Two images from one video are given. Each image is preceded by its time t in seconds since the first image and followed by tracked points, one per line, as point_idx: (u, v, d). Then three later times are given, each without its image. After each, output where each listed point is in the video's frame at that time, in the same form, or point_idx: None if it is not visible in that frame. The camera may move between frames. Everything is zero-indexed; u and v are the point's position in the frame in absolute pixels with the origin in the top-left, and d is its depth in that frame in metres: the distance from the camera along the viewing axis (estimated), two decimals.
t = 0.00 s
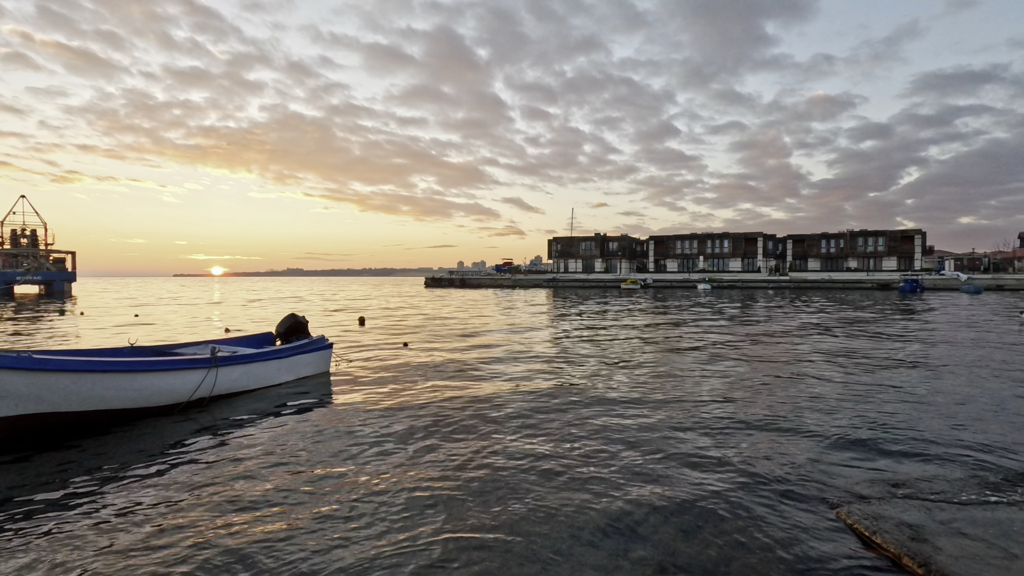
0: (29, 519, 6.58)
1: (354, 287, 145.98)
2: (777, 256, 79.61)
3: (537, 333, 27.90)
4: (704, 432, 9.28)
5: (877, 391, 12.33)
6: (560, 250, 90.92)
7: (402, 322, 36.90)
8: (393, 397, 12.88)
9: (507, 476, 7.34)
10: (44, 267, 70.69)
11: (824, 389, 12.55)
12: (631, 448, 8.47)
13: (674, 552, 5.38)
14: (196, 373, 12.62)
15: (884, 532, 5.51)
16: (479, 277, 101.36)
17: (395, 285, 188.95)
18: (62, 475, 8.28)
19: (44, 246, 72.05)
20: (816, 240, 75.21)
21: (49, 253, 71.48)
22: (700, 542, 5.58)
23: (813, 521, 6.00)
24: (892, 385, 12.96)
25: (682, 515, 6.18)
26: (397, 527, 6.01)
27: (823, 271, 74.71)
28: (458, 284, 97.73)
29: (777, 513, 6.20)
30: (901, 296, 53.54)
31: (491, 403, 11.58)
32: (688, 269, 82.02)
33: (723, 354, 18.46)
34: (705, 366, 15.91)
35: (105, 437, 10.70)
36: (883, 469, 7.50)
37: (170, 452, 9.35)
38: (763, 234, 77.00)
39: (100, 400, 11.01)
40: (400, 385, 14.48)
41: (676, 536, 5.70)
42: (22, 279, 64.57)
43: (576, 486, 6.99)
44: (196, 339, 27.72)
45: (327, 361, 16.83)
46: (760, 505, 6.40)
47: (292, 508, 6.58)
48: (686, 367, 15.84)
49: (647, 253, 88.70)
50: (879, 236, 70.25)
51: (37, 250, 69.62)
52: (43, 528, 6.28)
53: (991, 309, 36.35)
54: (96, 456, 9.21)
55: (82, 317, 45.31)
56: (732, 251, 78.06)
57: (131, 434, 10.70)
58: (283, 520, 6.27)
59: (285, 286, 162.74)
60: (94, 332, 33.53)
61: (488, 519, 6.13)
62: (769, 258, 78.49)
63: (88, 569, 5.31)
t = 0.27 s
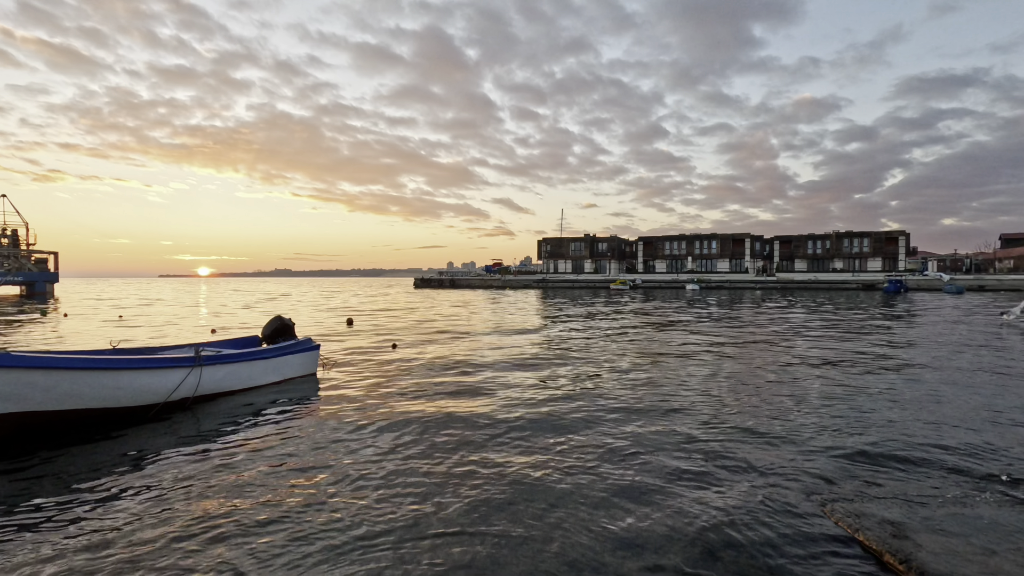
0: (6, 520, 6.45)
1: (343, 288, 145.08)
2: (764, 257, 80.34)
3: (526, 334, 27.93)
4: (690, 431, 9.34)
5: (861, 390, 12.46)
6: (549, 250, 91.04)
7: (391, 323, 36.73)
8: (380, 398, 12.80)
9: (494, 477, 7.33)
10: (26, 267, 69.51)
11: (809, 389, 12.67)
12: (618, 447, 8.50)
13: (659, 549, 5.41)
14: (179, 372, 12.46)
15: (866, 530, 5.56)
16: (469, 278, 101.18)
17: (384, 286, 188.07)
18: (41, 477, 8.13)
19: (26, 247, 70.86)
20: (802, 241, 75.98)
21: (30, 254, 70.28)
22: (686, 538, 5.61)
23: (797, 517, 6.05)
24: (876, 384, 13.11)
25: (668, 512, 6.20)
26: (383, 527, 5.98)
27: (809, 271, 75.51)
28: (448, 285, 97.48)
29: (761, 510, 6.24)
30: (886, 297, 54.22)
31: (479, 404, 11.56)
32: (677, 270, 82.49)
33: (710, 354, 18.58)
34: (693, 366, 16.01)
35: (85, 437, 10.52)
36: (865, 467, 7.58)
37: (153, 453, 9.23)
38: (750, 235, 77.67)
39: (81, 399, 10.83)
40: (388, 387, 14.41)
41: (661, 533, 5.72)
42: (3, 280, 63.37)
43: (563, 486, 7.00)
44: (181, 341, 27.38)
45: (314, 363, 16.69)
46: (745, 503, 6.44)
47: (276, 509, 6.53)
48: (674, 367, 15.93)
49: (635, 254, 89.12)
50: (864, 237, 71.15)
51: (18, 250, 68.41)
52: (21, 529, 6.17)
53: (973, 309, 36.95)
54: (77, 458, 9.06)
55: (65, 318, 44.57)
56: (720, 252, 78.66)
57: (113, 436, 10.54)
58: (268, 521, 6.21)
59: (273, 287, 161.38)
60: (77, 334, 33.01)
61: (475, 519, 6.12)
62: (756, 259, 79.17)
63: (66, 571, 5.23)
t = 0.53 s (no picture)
0: None
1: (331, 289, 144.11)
2: (751, 257, 81.04)
3: (516, 334, 27.92)
4: (678, 430, 9.38)
5: (846, 389, 12.60)
6: (539, 251, 91.15)
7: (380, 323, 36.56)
8: (369, 399, 12.71)
9: (483, 477, 7.31)
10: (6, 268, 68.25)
11: (796, 388, 12.78)
12: (607, 447, 8.51)
13: (647, 547, 5.42)
14: (164, 373, 12.28)
15: (850, 527, 5.62)
16: (458, 279, 100.99)
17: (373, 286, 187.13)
18: (21, 480, 7.98)
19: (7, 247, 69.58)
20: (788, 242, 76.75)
21: (11, 254, 69.02)
22: (672, 536, 5.62)
23: (782, 514, 6.10)
24: (861, 383, 13.26)
25: (656, 510, 6.22)
26: (371, 527, 5.93)
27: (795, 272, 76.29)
28: (437, 286, 97.22)
29: (748, 508, 6.28)
30: (870, 297, 54.95)
31: (468, 404, 11.52)
32: (665, 271, 82.95)
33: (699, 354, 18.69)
34: (681, 366, 16.10)
35: (68, 439, 10.35)
36: (849, 465, 7.67)
37: (137, 455, 9.09)
38: (738, 236, 78.33)
39: (63, 401, 10.64)
40: (376, 387, 14.32)
41: (649, 531, 5.74)
42: None
43: (551, 485, 6.99)
44: (166, 343, 27.02)
45: (302, 364, 16.54)
46: (732, 500, 6.48)
47: (263, 509, 6.45)
48: (662, 367, 16.01)
49: (624, 255, 89.48)
50: (849, 238, 72.05)
51: None
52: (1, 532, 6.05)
53: (955, 309, 37.53)
54: (59, 459, 8.90)
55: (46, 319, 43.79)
56: (708, 252, 79.22)
57: (96, 438, 10.37)
58: (254, 521, 6.14)
59: (260, 288, 159.92)
60: (59, 335, 32.46)
61: (463, 518, 6.10)
62: (744, 259, 79.84)
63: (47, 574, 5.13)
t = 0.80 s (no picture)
0: None
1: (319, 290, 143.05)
2: (738, 258, 81.72)
3: (505, 335, 27.86)
4: (665, 429, 9.39)
5: (831, 389, 12.70)
6: (528, 251, 91.22)
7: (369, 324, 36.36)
8: (354, 400, 12.58)
9: (468, 475, 7.25)
10: None
11: (782, 388, 12.85)
12: (593, 446, 8.48)
13: (631, 545, 5.39)
14: (149, 377, 12.07)
15: (832, 524, 5.63)
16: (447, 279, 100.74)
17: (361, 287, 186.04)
18: None
19: None
20: (774, 243, 77.58)
21: None
22: (657, 535, 5.60)
23: (766, 512, 6.10)
24: (846, 383, 13.36)
25: (641, 509, 6.20)
26: (354, 526, 5.85)
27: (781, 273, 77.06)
28: (426, 287, 96.89)
29: (733, 506, 6.28)
30: (854, 297, 55.72)
31: (455, 404, 11.45)
32: (653, 271, 83.39)
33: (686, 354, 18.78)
34: (668, 366, 16.15)
35: (47, 442, 10.14)
36: (832, 463, 7.72)
37: (117, 455, 8.92)
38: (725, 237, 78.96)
39: (43, 404, 10.43)
40: (363, 388, 14.19)
41: (633, 529, 5.71)
42: None
43: (536, 484, 6.95)
44: (149, 343, 26.61)
45: (289, 365, 16.36)
46: (717, 499, 6.48)
47: (244, 508, 6.35)
48: (650, 367, 16.05)
49: (613, 255, 89.82)
50: (834, 239, 72.96)
51: None
52: None
53: (937, 309, 38.09)
54: (36, 459, 8.72)
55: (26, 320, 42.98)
56: (695, 253, 79.79)
57: (75, 440, 10.17)
58: (234, 521, 6.03)
59: (246, 288, 158.30)
60: (40, 336, 31.86)
61: (448, 516, 6.04)
62: (731, 260, 80.50)
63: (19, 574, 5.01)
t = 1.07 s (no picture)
0: None
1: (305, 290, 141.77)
2: (724, 259, 82.42)
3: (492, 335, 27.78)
4: (651, 428, 9.39)
5: (815, 388, 12.80)
6: (516, 252, 91.24)
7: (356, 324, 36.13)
8: (339, 401, 12.42)
9: (454, 473, 7.18)
10: None
11: (767, 387, 12.93)
12: (580, 443, 8.47)
13: (615, 543, 5.36)
14: (131, 382, 11.81)
15: (814, 521, 5.65)
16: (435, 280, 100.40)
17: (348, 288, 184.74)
18: None
19: None
20: (760, 244, 78.37)
21: None
22: (641, 532, 5.57)
23: (749, 510, 6.11)
24: (830, 382, 13.47)
25: (625, 506, 6.17)
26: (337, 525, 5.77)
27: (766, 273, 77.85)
28: (414, 287, 96.50)
29: (716, 503, 6.28)
30: (837, 297, 56.45)
31: (442, 403, 11.37)
32: (640, 272, 83.82)
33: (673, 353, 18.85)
34: (656, 365, 16.19)
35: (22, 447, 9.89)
36: (815, 461, 7.76)
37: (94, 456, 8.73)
38: (711, 238, 79.61)
39: (20, 409, 10.18)
40: (348, 389, 14.05)
41: (618, 527, 5.68)
42: None
43: (522, 481, 6.90)
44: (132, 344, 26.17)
45: (274, 367, 16.15)
46: (701, 496, 6.47)
47: (224, 509, 6.24)
48: (637, 366, 16.09)
49: (600, 256, 90.16)
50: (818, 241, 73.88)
51: None
52: None
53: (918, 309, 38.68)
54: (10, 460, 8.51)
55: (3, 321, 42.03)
56: (682, 254, 80.34)
57: (52, 444, 9.94)
58: (213, 521, 5.92)
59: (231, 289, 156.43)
60: (18, 338, 31.20)
61: (432, 514, 5.97)
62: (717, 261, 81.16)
63: None
